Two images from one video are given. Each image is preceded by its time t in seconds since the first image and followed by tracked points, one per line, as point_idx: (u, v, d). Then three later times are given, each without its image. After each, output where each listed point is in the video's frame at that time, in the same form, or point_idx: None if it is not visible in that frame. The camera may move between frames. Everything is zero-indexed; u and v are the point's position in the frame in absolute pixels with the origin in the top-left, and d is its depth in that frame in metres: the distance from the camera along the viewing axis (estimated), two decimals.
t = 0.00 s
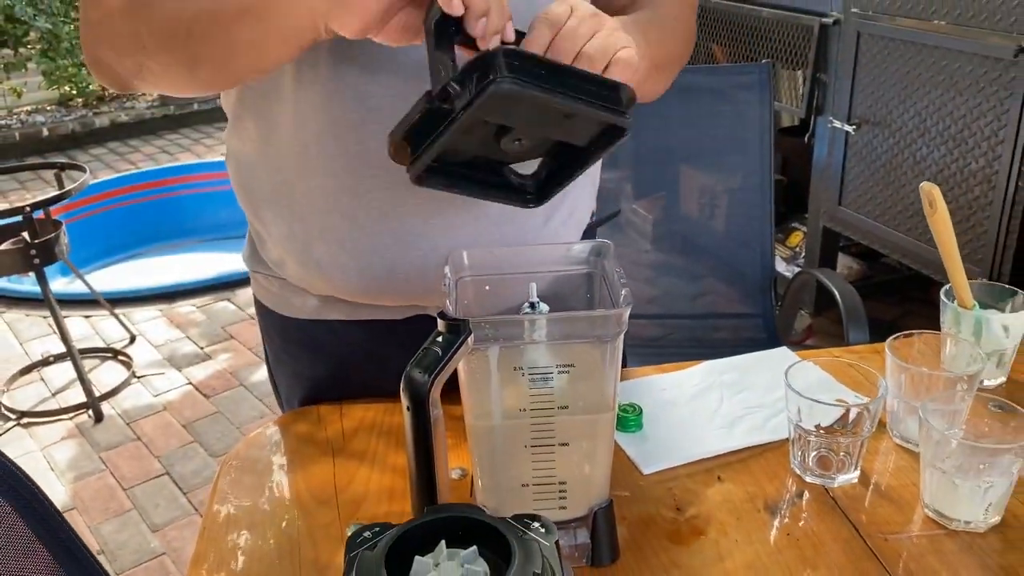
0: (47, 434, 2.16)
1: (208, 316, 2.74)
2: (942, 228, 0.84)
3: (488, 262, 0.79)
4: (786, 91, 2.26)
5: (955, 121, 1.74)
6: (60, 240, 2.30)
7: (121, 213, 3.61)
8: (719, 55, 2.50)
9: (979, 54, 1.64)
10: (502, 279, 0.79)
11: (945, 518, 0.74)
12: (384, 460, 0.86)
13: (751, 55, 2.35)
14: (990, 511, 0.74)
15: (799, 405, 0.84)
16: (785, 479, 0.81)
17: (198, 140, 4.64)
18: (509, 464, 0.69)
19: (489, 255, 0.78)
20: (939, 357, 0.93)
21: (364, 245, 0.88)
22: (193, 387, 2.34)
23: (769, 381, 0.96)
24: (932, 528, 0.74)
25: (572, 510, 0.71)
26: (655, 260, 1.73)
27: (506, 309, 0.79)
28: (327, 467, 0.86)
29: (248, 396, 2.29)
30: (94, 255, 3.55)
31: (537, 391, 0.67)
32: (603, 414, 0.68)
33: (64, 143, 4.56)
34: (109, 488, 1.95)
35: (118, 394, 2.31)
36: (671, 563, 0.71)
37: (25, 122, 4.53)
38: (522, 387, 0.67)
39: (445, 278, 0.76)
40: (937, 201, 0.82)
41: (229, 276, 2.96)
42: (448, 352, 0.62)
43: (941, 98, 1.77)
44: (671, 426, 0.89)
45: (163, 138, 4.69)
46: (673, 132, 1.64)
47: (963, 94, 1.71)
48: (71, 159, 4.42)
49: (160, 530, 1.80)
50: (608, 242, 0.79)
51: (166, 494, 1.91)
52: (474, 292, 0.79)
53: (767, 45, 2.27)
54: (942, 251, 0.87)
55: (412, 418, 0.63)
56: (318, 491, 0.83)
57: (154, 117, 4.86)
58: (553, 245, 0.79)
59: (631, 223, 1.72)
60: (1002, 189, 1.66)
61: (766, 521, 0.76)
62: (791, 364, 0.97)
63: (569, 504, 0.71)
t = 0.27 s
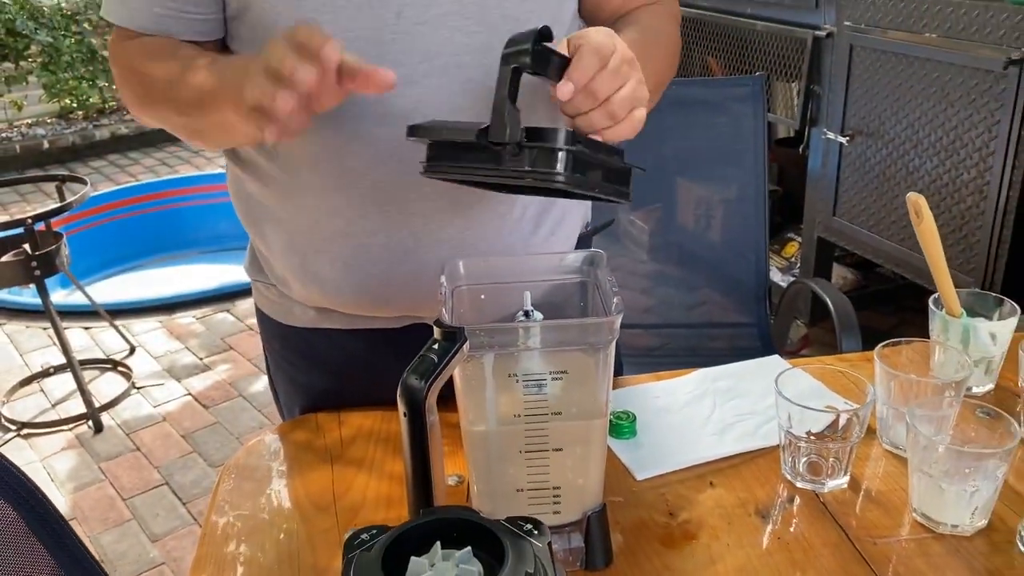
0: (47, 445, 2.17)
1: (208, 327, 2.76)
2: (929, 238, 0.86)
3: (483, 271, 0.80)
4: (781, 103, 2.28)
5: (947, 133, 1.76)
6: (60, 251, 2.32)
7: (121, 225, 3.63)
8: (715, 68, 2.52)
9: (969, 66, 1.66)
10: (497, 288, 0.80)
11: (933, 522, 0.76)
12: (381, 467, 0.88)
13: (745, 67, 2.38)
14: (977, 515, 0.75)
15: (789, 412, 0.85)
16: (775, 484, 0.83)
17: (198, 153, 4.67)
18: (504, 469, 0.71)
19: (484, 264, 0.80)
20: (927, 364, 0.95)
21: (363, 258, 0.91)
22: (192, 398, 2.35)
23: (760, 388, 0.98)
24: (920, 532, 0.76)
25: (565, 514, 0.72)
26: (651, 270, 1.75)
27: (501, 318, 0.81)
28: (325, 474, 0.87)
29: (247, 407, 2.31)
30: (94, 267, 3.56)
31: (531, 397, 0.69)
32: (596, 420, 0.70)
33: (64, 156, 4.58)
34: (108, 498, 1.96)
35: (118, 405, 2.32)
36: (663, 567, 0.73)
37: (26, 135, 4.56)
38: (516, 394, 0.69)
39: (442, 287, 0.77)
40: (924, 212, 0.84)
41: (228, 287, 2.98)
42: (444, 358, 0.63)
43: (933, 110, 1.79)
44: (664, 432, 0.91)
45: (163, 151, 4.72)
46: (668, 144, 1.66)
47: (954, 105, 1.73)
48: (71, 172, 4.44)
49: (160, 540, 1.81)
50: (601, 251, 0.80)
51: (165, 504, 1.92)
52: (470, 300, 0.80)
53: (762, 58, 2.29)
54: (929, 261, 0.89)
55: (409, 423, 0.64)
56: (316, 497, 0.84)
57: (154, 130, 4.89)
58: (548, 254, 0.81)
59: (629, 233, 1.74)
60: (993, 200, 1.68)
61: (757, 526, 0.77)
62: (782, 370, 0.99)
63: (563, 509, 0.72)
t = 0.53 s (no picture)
0: (44, 458, 2.17)
1: (205, 340, 2.76)
2: (918, 251, 0.87)
3: (477, 284, 0.81)
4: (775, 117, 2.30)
5: (939, 145, 1.78)
6: (58, 264, 2.32)
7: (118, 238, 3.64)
8: (710, 82, 2.53)
9: (960, 80, 1.68)
10: (490, 301, 0.81)
11: (923, 532, 0.76)
12: (377, 479, 0.88)
13: (739, 80, 2.40)
14: (966, 525, 0.76)
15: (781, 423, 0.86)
16: (768, 495, 0.83)
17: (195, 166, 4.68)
18: (498, 481, 0.72)
19: (478, 277, 0.81)
20: (918, 374, 0.96)
21: (360, 270, 0.93)
22: (189, 411, 2.35)
23: (753, 400, 0.99)
24: (910, 542, 0.76)
25: (559, 526, 0.73)
26: (647, 282, 1.76)
27: (495, 330, 0.82)
28: (321, 487, 0.87)
29: (244, 419, 2.31)
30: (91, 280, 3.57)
31: (525, 409, 0.69)
32: (589, 431, 0.70)
33: (62, 169, 4.59)
34: (105, 511, 1.96)
35: (115, 418, 2.33)
36: None
37: (24, 148, 4.58)
38: (510, 406, 0.69)
39: (436, 300, 0.78)
40: (912, 224, 0.85)
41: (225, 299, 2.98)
42: (438, 371, 0.64)
43: (924, 123, 1.80)
44: (657, 444, 0.91)
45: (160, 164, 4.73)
46: (663, 158, 1.67)
47: (945, 118, 1.75)
48: (68, 185, 4.45)
49: (156, 553, 1.81)
50: (594, 264, 0.81)
51: (162, 517, 1.92)
52: (464, 313, 0.81)
53: (755, 72, 2.31)
54: (919, 273, 0.90)
55: (404, 436, 0.65)
56: (312, 509, 0.84)
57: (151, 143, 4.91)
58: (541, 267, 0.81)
59: (625, 246, 1.75)
60: (985, 212, 1.69)
61: (749, 536, 0.78)
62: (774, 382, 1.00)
63: (557, 520, 0.73)
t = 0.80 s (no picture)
0: (38, 470, 2.16)
1: (200, 350, 2.76)
2: (909, 263, 0.88)
3: (471, 296, 0.81)
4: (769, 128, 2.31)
5: (931, 156, 1.79)
6: (53, 275, 2.32)
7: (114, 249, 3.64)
8: (704, 93, 2.54)
9: (952, 91, 1.69)
10: (484, 313, 0.82)
11: (915, 541, 0.77)
12: (371, 490, 0.88)
13: (732, 91, 2.41)
14: (959, 534, 0.76)
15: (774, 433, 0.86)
16: (761, 506, 0.84)
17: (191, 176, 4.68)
18: (491, 494, 0.72)
19: (472, 289, 0.81)
20: (910, 385, 0.96)
21: (354, 281, 0.93)
22: (185, 422, 2.35)
23: (746, 410, 0.99)
24: (903, 552, 0.77)
25: (553, 536, 0.74)
26: (641, 292, 1.77)
27: (490, 341, 0.82)
28: (315, 498, 0.88)
29: (239, 430, 2.30)
30: (87, 291, 3.57)
31: (519, 420, 0.70)
32: (582, 442, 0.71)
33: (57, 180, 4.59)
34: (100, 523, 1.95)
35: (109, 429, 2.32)
36: None
37: (19, 159, 4.58)
38: (504, 418, 0.70)
39: (430, 312, 0.78)
40: (903, 235, 0.85)
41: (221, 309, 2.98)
42: (432, 383, 0.64)
43: (917, 134, 1.82)
44: (651, 454, 0.92)
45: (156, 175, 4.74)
46: (657, 169, 1.67)
47: (937, 129, 1.76)
48: (64, 196, 4.45)
49: (151, 565, 1.81)
50: (587, 275, 0.81)
51: (157, 529, 1.92)
52: (459, 325, 0.81)
53: (749, 82, 2.32)
54: (910, 283, 0.90)
55: (398, 448, 0.65)
56: (307, 521, 0.84)
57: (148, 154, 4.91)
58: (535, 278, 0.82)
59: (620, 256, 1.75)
60: (978, 222, 1.70)
61: (742, 546, 0.78)
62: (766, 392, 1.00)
63: (550, 530, 0.73)
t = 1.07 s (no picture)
0: (31, 480, 2.16)
1: (195, 360, 2.75)
2: (902, 272, 0.88)
3: (465, 305, 0.81)
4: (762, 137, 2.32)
5: (924, 165, 1.80)
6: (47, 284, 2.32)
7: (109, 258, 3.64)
8: (699, 103, 2.54)
9: (944, 100, 1.70)
10: (478, 322, 0.82)
11: (909, 550, 0.77)
12: (365, 500, 0.88)
13: (725, 100, 2.42)
14: (953, 543, 0.76)
15: (768, 441, 0.86)
16: (755, 514, 0.84)
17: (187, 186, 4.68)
18: (486, 503, 0.72)
19: (465, 299, 0.81)
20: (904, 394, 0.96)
21: (347, 290, 0.94)
22: (179, 432, 2.34)
23: (740, 419, 0.99)
24: (898, 560, 0.76)
25: (548, 546, 0.74)
26: (637, 300, 1.77)
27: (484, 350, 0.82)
28: (309, 508, 0.87)
29: (234, 440, 2.30)
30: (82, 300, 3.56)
31: (513, 429, 0.70)
32: (577, 451, 0.71)
33: (52, 189, 4.58)
34: (93, 533, 1.94)
35: (103, 439, 2.31)
36: None
37: (15, 169, 4.58)
38: (498, 427, 0.70)
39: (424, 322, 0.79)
40: (895, 243, 0.86)
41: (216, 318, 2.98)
42: (426, 392, 0.64)
43: (910, 143, 1.82)
44: (645, 463, 0.92)
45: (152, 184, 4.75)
46: (651, 177, 1.68)
47: (930, 138, 1.77)
48: (59, 205, 4.45)
49: None
50: (581, 284, 0.82)
51: (151, 539, 1.91)
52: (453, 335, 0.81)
53: (742, 92, 2.33)
54: (903, 292, 0.90)
55: (392, 457, 0.64)
56: (301, 531, 0.84)
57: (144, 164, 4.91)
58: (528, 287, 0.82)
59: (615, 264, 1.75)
60: (971, 231, 1.71)
61: (737, 555, 0.78)
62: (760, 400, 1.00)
63: (545, 540, 0.73)
